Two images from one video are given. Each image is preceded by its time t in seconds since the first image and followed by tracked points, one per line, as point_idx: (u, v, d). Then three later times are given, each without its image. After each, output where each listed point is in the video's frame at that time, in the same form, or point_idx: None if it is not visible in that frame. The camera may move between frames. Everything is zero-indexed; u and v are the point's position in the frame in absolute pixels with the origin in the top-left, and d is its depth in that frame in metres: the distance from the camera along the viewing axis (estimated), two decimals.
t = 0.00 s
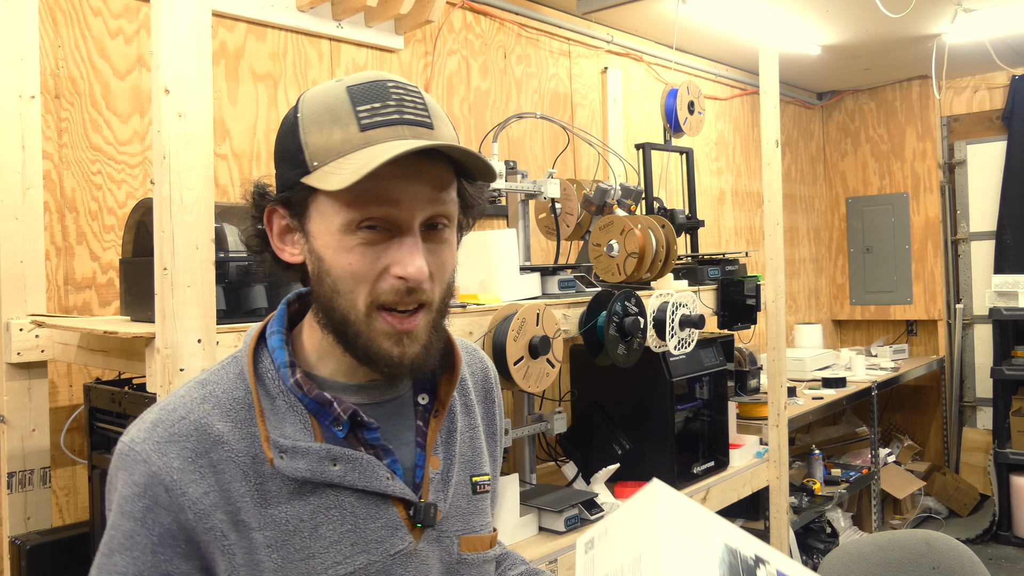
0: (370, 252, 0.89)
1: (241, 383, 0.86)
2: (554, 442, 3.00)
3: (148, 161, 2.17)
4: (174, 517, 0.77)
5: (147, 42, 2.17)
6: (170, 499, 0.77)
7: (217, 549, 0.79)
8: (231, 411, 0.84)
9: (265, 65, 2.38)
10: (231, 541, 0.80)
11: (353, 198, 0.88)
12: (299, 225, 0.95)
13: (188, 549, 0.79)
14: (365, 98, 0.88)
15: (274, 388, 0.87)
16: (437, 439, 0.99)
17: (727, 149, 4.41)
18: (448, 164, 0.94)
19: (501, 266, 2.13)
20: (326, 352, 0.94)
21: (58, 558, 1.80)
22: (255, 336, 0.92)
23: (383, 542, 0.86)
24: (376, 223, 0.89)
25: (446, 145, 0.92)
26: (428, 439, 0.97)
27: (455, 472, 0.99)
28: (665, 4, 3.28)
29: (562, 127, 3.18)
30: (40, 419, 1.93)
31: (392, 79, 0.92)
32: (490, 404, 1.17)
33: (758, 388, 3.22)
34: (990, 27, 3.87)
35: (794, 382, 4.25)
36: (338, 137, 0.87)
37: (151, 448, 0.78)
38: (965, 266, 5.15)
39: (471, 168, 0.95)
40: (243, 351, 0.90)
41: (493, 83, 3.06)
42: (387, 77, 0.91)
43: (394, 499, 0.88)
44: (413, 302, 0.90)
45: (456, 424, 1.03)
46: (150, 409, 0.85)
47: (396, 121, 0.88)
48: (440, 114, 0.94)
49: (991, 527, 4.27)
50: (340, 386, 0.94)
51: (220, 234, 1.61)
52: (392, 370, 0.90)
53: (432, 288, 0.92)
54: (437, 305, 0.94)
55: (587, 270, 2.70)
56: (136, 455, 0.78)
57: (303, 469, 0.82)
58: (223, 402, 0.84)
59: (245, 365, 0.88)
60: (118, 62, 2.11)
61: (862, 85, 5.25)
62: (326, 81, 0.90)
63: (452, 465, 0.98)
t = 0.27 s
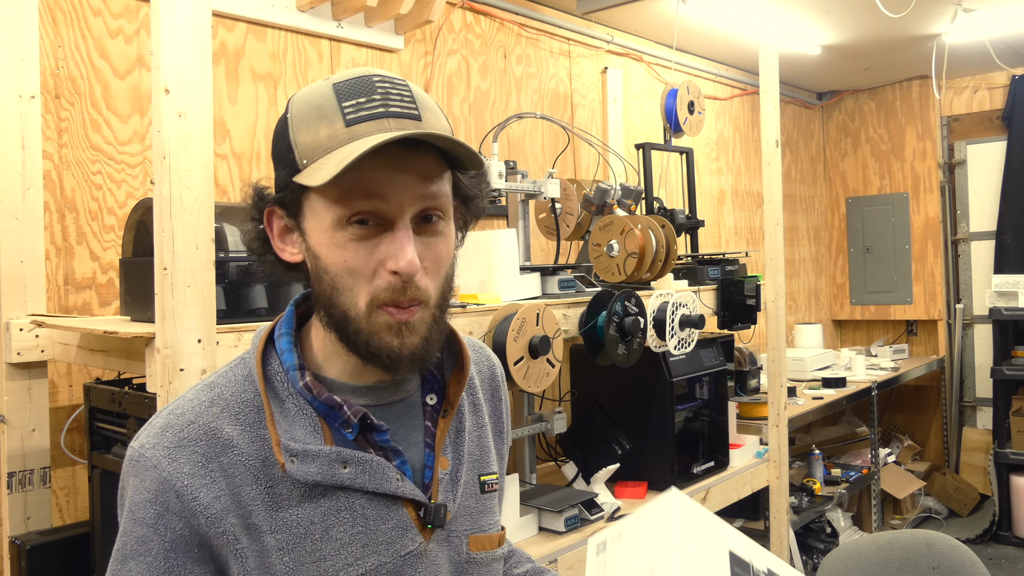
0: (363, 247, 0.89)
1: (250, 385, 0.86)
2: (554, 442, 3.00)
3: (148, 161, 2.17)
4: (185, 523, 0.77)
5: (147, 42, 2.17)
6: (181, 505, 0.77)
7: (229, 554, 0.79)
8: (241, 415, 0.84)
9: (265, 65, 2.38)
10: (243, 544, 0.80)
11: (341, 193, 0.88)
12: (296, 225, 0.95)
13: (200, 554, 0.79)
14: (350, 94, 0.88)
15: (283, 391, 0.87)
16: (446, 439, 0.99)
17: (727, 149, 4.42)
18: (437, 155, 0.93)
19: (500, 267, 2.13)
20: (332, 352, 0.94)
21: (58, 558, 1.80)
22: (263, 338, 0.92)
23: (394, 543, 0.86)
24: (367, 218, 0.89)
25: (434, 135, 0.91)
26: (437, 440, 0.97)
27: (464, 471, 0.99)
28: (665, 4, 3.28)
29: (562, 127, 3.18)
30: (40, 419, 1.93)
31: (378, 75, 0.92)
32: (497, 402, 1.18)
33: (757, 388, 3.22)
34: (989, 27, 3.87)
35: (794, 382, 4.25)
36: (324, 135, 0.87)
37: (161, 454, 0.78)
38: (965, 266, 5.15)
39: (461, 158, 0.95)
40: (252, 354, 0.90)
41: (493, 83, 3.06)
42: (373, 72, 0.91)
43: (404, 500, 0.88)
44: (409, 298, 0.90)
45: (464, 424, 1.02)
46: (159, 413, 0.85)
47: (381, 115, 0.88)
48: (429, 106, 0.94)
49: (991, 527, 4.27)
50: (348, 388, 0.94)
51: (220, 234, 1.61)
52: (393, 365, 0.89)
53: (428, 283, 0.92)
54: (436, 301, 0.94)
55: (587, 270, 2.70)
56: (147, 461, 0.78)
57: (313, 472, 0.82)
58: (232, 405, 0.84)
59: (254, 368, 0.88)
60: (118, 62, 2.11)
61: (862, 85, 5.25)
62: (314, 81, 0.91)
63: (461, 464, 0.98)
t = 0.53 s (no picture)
0: (362, 244, 0.89)
1: (250, 387, 0.86)
2: (554, 442, 3.00)
3: (148, 161, 2.17)
4: (184, 525, 0.77)
5: (147, 42, 2.17)
6: (179, 507, 0.77)
7: (228, 556, 0.79)
8: (240, 417, 0.84)
9: (265, 65, 2.38)
10: (242, 547, 0.80)
11: (342, 189, 0.88)
12: (298, 221, 0.96)
13: (199, 556, 0.79)
14: (356, 91, 0.88)
15: (283, 394, 0.87)
16: (446, 441, 0.99)
17: (727, 149, 4.42)
18: (439, 156, 0.93)
19: (500, 266, 2.13)
20: (332, 354, 0.94)
21: (58, 558, 1.80)
22: (264, 339, 0.92)
23: (394, 546, 0.86)
24: (367, 215, 0.89)
25: (438, 135, 0.91)
26: (436, 442, 0.97)
27: (465, 473, 0.99)
28: (665, 4, 3.28)
29: (562, 127, 3.18)
30: (40, 419, 1.93)
31: (385, 75, 0.92)
32: (500, 401, 1.18)
33: (757, 388, 3.22)
34: (989, 27, 3.87)
35: (794, 382, 4.25)
36: (327, 131, 0.87)
37: (160, 456, 0.78)
38: (965, 266, 5.15)
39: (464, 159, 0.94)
40: (252, 355, 0.90)
41: (493, 83, 3.06)
42: (380, 71, 0.92)
43: (404, 502, 0.88)
44: (406, 295, 0.90)
45: (465, 425, 1.02)
46: (158, 414, 0.85)
47: (385, 113, 0.87)
48: (435, 107, 0.94)
49: (991, 527, 4.27)
50: (349, 390, 0.94)
51: (220, 234, 1.61)
52: (386, 366, 0.89)
53: (427, 283, 0.92)
54: (435, 303, 0.94)
55: (587, 270, 2.70)
56: (146, 462, 0.78)
57: (313, 476, 0.82)
58: (232, 407, 0.84)
59: (254, 370, 0.88)
60: (118, 62, 2.11)
61: (862, 85, 5.25)
62: (322, 79, 0.91)
63: (461, 466, 0.99)
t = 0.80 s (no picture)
0: (366, 248, 0.89)
1: (251, 387, 0.86)
2: (554, 442, 3.00)
3: (148, 161, 2.17)
4: (183, 525, 0.77)
5: (147, 42, 2.17)
6: (179, 507, 0.77)
7: (227, 557, 0.79)
8: (241, 417, 0.84)
9: (265, 65, 2.38)
10: (241, 548, 0.80)
11: (347, 192, 0.88)
12: (302, 222, 0.96)
13: (198, 556, 0.79)
14: (362, 93, 0.89)
15: (285, 394, 0.87)
16: (447, 443, 0.99)
17: (727, 149, 4.42)
18: (446, 159, 0.93)
19: (500, 265, 2.13)
20: (334, 355, 0.94)
21: (58, 558, 1.80)
22: (266, 339, 0.92)
23: (393, 547, 0.86)
24: (371, 218, 0.89)
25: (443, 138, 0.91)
26: (437, 444, 0.97)
27: (465, 476, 1.00)
28: (665, 4, 3.27)
29: (562, 127, 3.18)
30: (40, 419, 1.93)
31: (392, 76, 0.92)
32: (501, 404, 1.18)
33: (757, 388, 3.22)
34: (989, 27, 3.87)
35: (794, 382, 4.25)
36: (333, 133, 0.87)
37: (160, 455, 0.78)
38: (965, 266, 5.15)
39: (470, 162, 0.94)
40: (254, 355, 0.90)
41: (493, 83, 3.06)
42: (387, 73, 0.92)
43: (404, 504, 0.88)
44: (410, 300, 0.89)
45: (466, 428, 1.03)
46: (159, 413, 0.85)
47: (391, 116, 0.88)
48: (441, 109, 0.94)
49: (991, 527, 4.27)
50: (350, 392, 0.94)
51: (220, 234, 1.61)
52: (389, 368, 0.89)
53: (430, 287, 0.92)
54: (438, 305, 0.94)
55: (587, 270, 2.70)
56: (146, 462, 0.78)
57: (314, 477, 0.82)
58: (232, 407, 0.84)
59: (255, 370, 0.88)
60: (118, 62, 2.11)
61: (862, 85, 5.25)
62: (328, 80, 0.91)
63: (461, 469, 0.99)
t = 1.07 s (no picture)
0: (371, 250, 0.89)
1: (253, 385, 0.86)
2: (554, 442, 3.00)
3: (148, 161, 2.17)
4: (183, 522, 0.77)
5: (147, 42, 2.17)
6: (179, 504, 0.77)
7: (226, 555, 0.79)
8: (243, 415, 0.83)
9: (265, 64, 2.38)
10: (240, 546, 0.80)
11: (354, 194, 0.88)
12: (308, 221, 0.96)
13: (197, 553, 0.79)
14: (371, 95, 0.89)
15: (287, 393, 0.87)
16: (448, 445, 0.99)
17: (727, 149, 4.42)
18: (453, 163, 0.93)
19: (500, 265, 2.13)
20: (336, 355, 0.94)
21: (58, 558, 1.80)
22: (269, 338, 0.92)
23: (393, 548, 0.86)
24: (376, 221, 0.89)
25: (452, 143, 0.91)
26: (438, 446, 0.97)
27: (465, 478, 1.00)
28: (665, 4, 3.27)
29: (562, 127, 3.18)
30: (40, 419, 1.93)
31: (402, 78, 0.92)
32: (502, 407, 1.18)
33: (757, 388, 3.22)
34: (990, 27, 3.87)
35: (794, 382, 4.25)
36: (342, 135, 0.87)
37: (161, 452, 0.78)
38: (965, 266, 5.15)
39: (477, 166, 0.94)
40: (257, 354, 0.90)
41: (493, 83, 3.06)
42: (397, 74, 0.92)
43: (404, 506, 0.88)
44: (414, 302, 0.89)
45: (467, 431, 1.03)
46: (160, 409, 0.85)
47: (400, 119, 0.88)
48: (450, 113, 0.94)
49: (991, 527, 4.27)
50: (352, 392, 0.94)
51: (220, 234, 1.61)
52: (391, 369, 0.89)
53: (434, 290, 0.92)
54: (442, 307, 0.94)
55: (587, 270, 2.70)
56: (147, 458, 0.78)
57: (314, 476, 0.82)
58: (234, 404, 0.84)
59: (257, 368, 0.88)
60: (118, 62, 2.11)
61: (862, 85, 5.25)
62: (338, 80, 0.91)
63: (462, 471, 0.99)
